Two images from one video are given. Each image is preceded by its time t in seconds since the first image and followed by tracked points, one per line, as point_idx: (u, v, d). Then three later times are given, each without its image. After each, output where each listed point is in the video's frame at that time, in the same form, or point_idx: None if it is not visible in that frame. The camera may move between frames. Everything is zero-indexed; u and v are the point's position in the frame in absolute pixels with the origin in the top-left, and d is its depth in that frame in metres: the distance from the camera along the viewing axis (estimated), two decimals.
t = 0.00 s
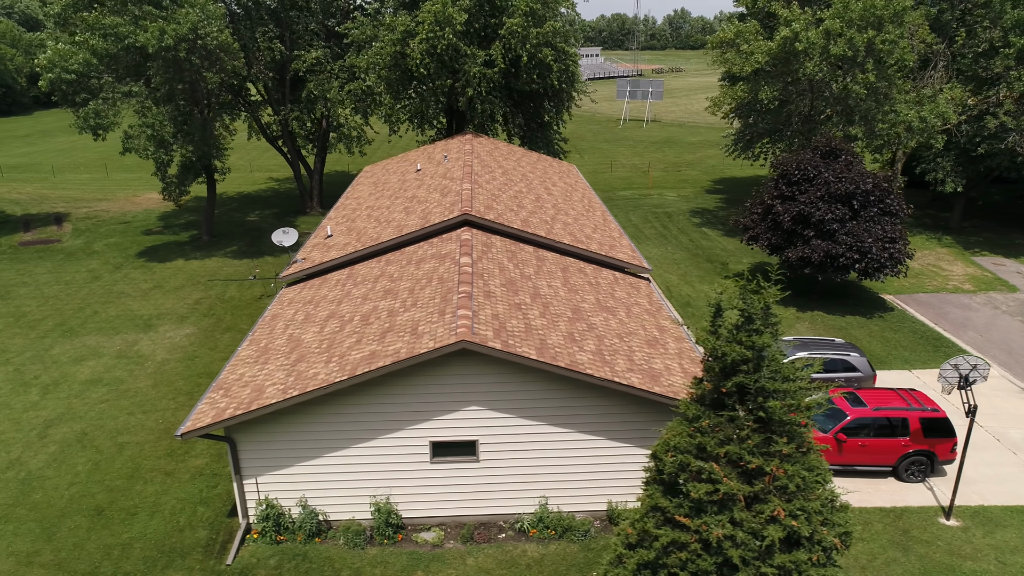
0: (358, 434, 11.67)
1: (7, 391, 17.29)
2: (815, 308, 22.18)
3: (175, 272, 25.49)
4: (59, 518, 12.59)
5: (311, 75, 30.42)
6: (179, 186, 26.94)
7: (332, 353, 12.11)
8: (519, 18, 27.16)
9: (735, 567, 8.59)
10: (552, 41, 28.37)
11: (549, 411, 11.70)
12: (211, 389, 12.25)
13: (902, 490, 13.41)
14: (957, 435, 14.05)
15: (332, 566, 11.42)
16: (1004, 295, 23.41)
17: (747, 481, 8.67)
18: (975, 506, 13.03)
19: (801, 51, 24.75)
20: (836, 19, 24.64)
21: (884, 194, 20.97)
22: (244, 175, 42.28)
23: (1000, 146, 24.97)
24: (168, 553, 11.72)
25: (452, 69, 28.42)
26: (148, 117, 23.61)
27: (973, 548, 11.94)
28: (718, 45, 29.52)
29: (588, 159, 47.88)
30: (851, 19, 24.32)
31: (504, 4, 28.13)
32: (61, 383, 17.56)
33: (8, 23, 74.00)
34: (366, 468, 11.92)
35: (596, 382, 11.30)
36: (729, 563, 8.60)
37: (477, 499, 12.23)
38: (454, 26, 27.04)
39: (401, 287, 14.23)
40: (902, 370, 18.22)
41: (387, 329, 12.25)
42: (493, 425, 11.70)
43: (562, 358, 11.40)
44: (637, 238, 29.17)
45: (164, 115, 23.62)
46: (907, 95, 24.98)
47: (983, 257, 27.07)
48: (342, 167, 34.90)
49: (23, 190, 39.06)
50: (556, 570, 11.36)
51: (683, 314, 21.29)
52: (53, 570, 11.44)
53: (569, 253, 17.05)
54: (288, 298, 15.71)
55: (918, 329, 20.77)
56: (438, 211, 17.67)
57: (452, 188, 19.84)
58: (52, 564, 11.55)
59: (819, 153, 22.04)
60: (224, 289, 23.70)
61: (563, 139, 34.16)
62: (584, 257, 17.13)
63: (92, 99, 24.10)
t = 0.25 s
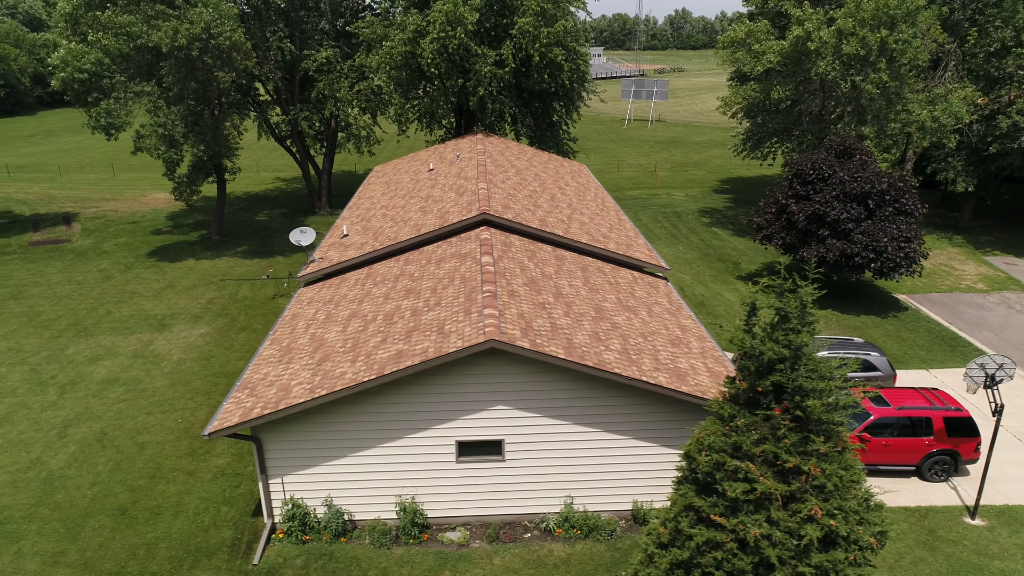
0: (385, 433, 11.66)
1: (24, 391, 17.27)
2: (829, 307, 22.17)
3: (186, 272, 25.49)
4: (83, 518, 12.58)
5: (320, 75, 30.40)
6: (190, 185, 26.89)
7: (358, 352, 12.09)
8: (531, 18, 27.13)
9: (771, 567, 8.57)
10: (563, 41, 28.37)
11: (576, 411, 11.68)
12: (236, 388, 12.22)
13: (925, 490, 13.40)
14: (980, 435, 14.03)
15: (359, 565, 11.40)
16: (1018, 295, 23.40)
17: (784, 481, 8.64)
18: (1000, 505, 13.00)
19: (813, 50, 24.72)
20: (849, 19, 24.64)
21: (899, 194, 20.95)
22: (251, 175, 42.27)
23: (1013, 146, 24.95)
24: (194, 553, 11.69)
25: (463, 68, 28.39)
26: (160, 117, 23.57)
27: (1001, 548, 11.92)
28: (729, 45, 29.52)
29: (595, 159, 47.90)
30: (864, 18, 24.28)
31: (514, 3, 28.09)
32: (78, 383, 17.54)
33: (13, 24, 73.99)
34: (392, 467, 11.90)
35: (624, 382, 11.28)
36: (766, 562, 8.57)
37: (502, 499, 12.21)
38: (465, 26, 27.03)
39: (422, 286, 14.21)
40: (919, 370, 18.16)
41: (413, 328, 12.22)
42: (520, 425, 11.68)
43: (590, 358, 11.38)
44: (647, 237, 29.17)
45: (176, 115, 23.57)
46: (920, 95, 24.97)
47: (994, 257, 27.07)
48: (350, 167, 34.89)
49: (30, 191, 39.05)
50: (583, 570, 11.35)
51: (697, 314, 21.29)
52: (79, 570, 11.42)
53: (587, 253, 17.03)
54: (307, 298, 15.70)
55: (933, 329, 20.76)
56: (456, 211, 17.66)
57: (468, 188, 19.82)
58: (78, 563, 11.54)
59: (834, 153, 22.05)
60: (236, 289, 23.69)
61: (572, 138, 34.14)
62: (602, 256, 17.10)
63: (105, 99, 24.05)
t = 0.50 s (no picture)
0: (413, 432, 11.63)
1: (42, 390, 17.26)
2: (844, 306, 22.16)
3: (198, 271, 25.49)
4: (108, 517, 12.57)
5: (330, 74, 30.38)
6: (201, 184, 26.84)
7: (384, 350, 12.07)
8: (542, 17, 27.08)
9: (809, 565, 8.57)
10: (575, 40, 28.37)
11: (603, 410, 11.66)
12: (261, 388, 12.20)
13: (949, 489, 13.38)
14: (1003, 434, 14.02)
15: (387, 564, 11.39)
16: None
17: (821, 479, 8.63)
18: None
19: (826, 49, 24.67)
20: (862, 18, 24.61)
21: (915, 193, 20.94)
22: (258, 174, 42.25)
23: None
24: (221, 552, 11.67)
25: (473, 68, 28.36)
26: (173, 116, 23.52)
27: None
28: (739, 44, 29.49)
29: (601, 159, 47.89)
30: (877, 17, 24.24)
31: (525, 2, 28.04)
32: (95, 382, 17.52)
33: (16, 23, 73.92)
34: (418, 466, 11.87)
35: (652, 380, 11.26)
36: (803, 560, 8.58)
37: (528, 497, 12.19)
38: (477, 25, 27.01)
39: (444, 285, 14.20)
40: (937, 369, 18.13)
41: (439, 327, 12.21)
42: (547, 423, 11.67)
43: (618, 356, 11.36)
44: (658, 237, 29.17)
45: (189, 114, 23.52)
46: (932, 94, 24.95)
47: (1006, 256, 27.07)
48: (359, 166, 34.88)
49: (37, 190, 39.01)
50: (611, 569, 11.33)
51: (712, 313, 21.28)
52: (106, 568, 11.40)
53: (606, 251, 17.02)
54: (327, 298, 15.67)
55: (949, 328, 20.75)
56: (474, 210, 17.64)
57: (483, 187, 19.80)
58: (105, 562, 11.52)
59: (849, 152, 22.06)
60: (249, 288, 23.68)
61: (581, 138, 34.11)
62: (620, 255, 17.08)
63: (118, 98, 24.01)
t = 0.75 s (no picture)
0: (440, 431, 11.63)
1: (60, 389, 17.25)
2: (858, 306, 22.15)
3: (211, 270, 25.47)
4: (133, 516, 12.56)
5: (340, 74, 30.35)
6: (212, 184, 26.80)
7: (410, 349, 12.06)
8: (553, 16, 27.04)
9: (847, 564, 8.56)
10: (586, 39, 28.35)
11: (631, 409, 11.65)
12: (287, 386, 12.19)
13: (973, 489, 13.38)
14: None
15: (415, 563, 11.37)
16: None
17: (859, 478, 8.62)
18: None
19: (839, 49, 24.60)
20: (875, 17, 24.56)
21: (930, 192, 20.93)
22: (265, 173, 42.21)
23: None
24: (248, 551, 11.66)
25: (484, 67, 28.33)
26: (185, 116, 23.47)
27: None
28: (750, 44, 29.44)
29: (607, 159, 47.87)
30: (890, 16, 24.19)
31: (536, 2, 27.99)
32: (113, 381, 17.50)
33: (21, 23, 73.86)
34: (445, 465, 11.86)
35: (681, 379, 11.25)
36: (841, 558, 8.57)
37: (554, 496, 12.17)
38: (489, 24, 26.98)
39: (467, 284, 14.19)
40: (955, 368, 18.12)
41: (465, 326, 12.20)
42: (574, 422, 11.66)
43: (646, 355, 11.35)
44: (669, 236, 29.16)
45: (201, 113, 23.47)
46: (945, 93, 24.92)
47: (1017, 255, 27.06)
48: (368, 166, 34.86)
49: (45, 190, 39.00)
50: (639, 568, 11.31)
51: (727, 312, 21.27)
52: (134, 568, 11.39)
53: (624, 250, 17.01)
54: (347, 297, 15.67)
55: (964, 327, 20.74)
56: (492, 209, 17.63)
57: (499, 186, 19.79)
58: (132, 561, 11.51)
59: (864, 151, 22.07)
60: (262, 287, 23.66)
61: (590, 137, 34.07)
62: (639, 254, 17.07)
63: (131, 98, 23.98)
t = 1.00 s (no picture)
0: (466, 430, 11.61)
1: (77, 389, 17.22)
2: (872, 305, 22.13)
3: (222, 270, 25.45)
4: (157, 515, 12.53)
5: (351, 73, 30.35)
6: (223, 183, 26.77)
7: (436, 349, 12.03)
8: (565, 16, 27.00)
9: (885, 564, 8.56)
10: (597, 39, 28.33)
11: (658, 408, 11.64)
12: (312, 386, 12.17)
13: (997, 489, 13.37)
14: None
15: (442, 563, 11.35)
16: None
17: (896, 477, 8.61)
18: None
19: (851, 49, 24.53)
20: (887, 17, 24.53)
21: (945, 192, 20.91)
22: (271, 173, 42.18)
23: None
24: (274, 551, 11.62)
25: (495, 66, 28.28)
26: (198, 115, 23.41)
27: None
28: (761, 44, 29.42)
29: (613, 159, 47.86)
30: (903, 16, 24.14)
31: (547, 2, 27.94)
32: (130, 381, 17.48)
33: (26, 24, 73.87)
34: (471, 464, 11.84)
35: (709, 378, 11.23)
36: (879, 558, 8.57)
37: (580, 496, 12.15)
38: (500, 24, 26.96)
39: (489, 283, 14.16)
40: (972, 368, 18.11)
41: (490, 325, 12.18)
42: (601, 422, 11.64)
43: (674, 355, 11.33)
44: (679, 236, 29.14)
45: (214, 112, 23.43)
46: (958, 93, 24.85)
47: None
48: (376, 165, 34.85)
49: (53, 190, 39.00)
50: (667, 568, 11.29)
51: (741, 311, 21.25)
52: (160, 568, 11.37)
53: (643, 250, 16.99)
54: (367, 297, 15.65)
55: (979, 327, 20.72)
56: (509, 208, 17.61)
57: (515, 185, 19.77)
58: (158, 561, 11.48)
59: (878, 151, 22.07)
60: (275, 287, 23.64)
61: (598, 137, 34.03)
62: (657, 254, 17.06)
63: (144, 97, 23.94)
